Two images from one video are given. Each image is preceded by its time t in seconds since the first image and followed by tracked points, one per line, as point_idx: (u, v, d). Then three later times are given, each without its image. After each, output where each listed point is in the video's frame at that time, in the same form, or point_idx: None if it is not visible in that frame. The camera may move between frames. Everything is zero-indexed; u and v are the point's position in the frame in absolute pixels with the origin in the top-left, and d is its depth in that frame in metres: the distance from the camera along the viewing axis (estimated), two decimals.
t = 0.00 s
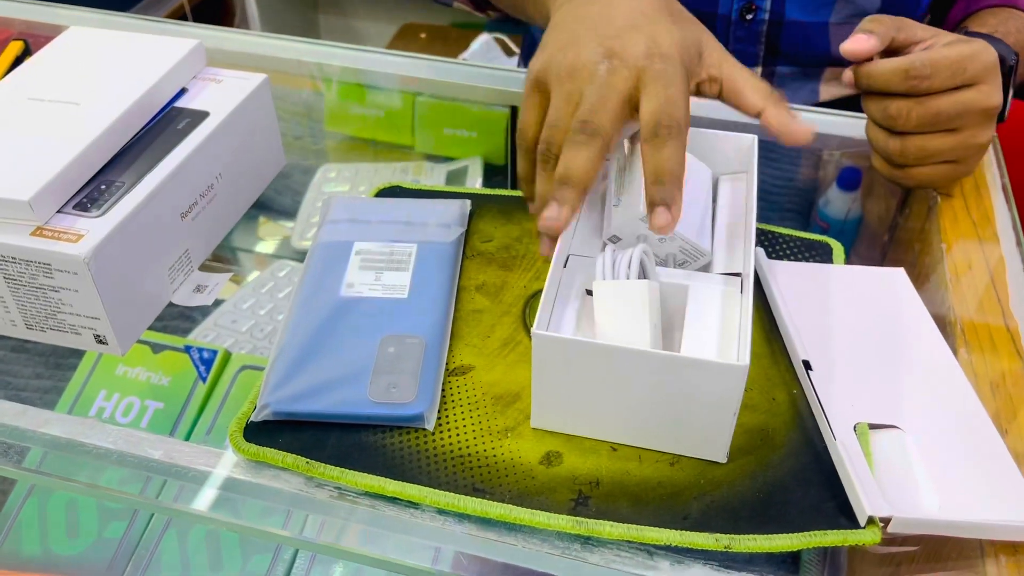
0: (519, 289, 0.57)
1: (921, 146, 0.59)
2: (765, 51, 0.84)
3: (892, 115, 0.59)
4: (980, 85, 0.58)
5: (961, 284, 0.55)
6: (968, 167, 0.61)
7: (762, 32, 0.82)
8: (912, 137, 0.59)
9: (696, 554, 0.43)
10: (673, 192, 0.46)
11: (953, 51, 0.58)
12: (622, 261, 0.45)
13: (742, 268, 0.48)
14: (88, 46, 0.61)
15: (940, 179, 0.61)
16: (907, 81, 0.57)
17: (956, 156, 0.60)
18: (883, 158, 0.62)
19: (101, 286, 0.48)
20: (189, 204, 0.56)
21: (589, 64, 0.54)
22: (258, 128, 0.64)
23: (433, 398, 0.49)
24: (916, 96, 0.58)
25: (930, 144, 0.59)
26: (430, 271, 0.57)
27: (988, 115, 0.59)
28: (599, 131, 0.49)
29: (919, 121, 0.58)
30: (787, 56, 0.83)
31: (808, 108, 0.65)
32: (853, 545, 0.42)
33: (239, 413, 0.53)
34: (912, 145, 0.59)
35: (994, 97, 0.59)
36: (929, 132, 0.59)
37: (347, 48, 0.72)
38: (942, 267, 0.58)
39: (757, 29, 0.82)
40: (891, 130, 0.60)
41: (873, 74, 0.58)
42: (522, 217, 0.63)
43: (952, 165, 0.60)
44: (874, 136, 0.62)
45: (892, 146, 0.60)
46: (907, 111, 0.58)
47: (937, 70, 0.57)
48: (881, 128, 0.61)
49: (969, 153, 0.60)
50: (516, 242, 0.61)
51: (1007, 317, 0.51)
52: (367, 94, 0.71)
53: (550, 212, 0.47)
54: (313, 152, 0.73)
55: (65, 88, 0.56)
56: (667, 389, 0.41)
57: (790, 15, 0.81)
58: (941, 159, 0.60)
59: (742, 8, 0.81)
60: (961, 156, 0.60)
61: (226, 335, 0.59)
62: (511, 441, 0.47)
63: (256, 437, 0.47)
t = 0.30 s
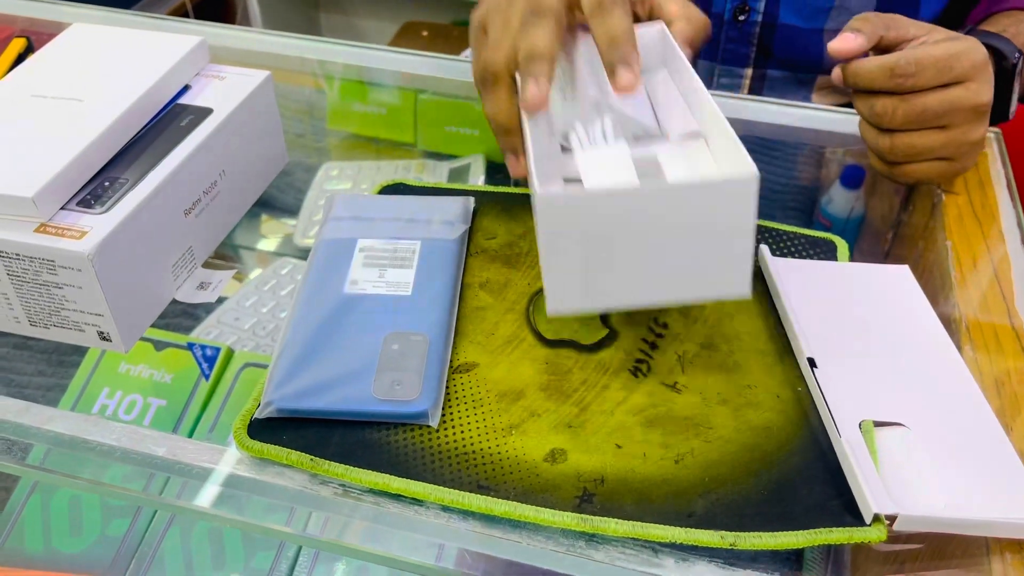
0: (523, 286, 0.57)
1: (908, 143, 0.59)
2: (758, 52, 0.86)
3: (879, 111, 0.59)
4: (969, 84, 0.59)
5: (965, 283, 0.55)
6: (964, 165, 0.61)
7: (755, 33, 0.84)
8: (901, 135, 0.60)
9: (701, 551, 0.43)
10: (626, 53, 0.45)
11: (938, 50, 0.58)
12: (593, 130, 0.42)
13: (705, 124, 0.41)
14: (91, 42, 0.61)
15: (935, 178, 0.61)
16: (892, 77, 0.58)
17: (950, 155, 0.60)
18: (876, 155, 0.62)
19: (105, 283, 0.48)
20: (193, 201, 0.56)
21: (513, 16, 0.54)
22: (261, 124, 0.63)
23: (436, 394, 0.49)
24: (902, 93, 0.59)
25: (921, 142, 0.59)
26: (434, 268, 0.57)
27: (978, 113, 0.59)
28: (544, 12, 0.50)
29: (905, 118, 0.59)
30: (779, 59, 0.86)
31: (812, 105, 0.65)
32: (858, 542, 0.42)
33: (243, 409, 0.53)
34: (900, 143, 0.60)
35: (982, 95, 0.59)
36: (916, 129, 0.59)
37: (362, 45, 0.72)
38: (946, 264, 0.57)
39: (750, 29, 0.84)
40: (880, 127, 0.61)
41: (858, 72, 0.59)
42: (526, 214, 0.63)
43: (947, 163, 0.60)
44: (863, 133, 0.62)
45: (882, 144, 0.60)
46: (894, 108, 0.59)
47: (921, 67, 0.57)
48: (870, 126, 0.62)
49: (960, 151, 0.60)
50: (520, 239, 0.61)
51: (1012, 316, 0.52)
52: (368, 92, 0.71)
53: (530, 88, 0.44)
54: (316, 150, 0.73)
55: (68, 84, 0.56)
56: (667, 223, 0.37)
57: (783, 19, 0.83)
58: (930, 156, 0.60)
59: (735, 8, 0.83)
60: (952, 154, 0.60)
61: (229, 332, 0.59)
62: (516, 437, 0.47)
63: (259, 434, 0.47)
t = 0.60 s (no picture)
0: (524, 285, 0.57)
1: (899, 151, 0.59)
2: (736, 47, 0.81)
3: (867, 120, 0.59)
4: (956, 86, 0.58)
5: (968, 283, 0.54)
6: (962, 164, 0.61)
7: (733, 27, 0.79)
8: (893, 142, 0.59)
9: (702, 553, 0.42)
10: None
11: (919, 56, 0.57)
12: None
13: None
14: (90, 41, 0.61)
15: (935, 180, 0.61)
16: (876, 88, 0.57)
17: (947, 156, 0.60)
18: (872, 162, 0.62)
19: (104, 283, 0.48)
20: (193, 200, 0.56)
21: None
22: (262, 123, 0.63)
23: (438, 394, 0.49)
24: (888, 102, 0.58)
25: (916, 148, 0.59)
26: (435, 268, 0.57)
27: (968, 113, 0.59)
28: None
29: (894, 126, 0.58)
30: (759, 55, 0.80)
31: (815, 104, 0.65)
32: (861, 544, 0.42)
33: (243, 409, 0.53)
34: (894, 151, 0.59)
35: (969, 96, 0.58)
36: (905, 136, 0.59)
37: (360, 45, 0.72)
38: (949, 263, 0.57)
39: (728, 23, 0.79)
40: (872, 136, 0.60)
41: (840, 84, 0.58)
42: (527, 214, 0.63)
43: (945, 164, 0.60)
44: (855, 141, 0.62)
45: (877, 152, 0.60)
46: (881, 117, 0.58)
47: (903, 76, 0.56)
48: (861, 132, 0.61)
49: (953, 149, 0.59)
50: (521, 238, 0.61)
51: (1016, 316, 0.52)
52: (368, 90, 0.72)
53: None
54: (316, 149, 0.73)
55: (68, 83, 0.56)
56: None
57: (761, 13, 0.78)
58: (923, 160, 0.60)
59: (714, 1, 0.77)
60: (946, 155, 0.60)
61: (229, 331, 0.60)
62: (517, 438, 0.46)
63: (260, 434, 0.47)
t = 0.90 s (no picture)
0: (529, 288, 0.57)
1: (891, 141, 0.58)
2: (674, 32, 0.79)
3: (854, 112, 0.58)
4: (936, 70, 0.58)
5: (969, 283, 0.54)
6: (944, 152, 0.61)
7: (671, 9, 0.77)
8: (885, 134, 0.58)
9: (707, 557, 0.43)
10: None
11: (899, 40, 0.57)
12: None
13: None
14: (94, 44, 0.61)
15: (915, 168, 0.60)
16: (861, 75, 0.56)
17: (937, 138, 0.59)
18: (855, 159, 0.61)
19: (109, 287, 0.48)
20: (198, 203, 0.56)
21: None
22: (266, 125, 0.63)
23: (443, 398, 0.49)
24: (874, 90, 0.57)
25: (903, 138, 0.58)
26: (440, 270, 0.57)
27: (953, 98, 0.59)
28: None
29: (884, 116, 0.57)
30: (699, 38, 0.79)
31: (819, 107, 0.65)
32: (865, 548, 0.42)
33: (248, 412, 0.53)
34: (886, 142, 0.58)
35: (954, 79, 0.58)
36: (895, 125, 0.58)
37: (365, 46, 0.72)
38: (953, 264, 0.56)
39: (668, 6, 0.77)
40: (858, 129, 0.59)
41: (825, 73, 0.56)
42: (531, 216, 0.63)
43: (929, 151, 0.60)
44: (840, 138, 0.61)
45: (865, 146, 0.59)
46: (870, 108, 0.57)
47: (890, 61, 0.56)
48: (844, 128, 0.60)
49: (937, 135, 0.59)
50: (526, 241, 0.61)
51: (1019, 317, 0.51)
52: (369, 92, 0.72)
53: None
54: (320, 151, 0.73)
55: (72, 87, 0.56)
56: None
57: None
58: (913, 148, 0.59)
59: None
60: (933, 141, 0.59)
61: (232, 333, 0.59)
62: (521, 442, 0.46)
63: (265, 438, 0.47)
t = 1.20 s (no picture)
0: (532, 291, 0.57)
1: (803, 91, 0.46)
2: (614, 15, 0.81)
3: (794, 109, 0.46)
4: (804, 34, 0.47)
5: (973, 285, 0.54)
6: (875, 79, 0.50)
7: None
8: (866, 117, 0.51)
9: (713, 561, 0.43)
10: None
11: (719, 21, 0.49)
12: None
13: None
14: (96, 46, 0.61)
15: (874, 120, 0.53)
16: (747, 104, 0.46)
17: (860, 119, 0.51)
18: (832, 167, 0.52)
19: (112, 290, 0.48)
20: (200, 205, 0.56)
21: None
22: (268, 127, 0.63)
23: (446, 401, 0.49)
24: (775, 103, 0.47)
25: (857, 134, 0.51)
26: (443, 273, 0.57)
27: (812, 26, 0.47)
28: None
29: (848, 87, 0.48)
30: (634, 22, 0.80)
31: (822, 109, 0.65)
32: (871, 553, 0.42)
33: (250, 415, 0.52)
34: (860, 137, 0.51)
35: (794, 12, 0.47)
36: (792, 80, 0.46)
37: (358, 46, 0.71)
38: (957, 265, 0.57)
39: None
40: (819, 142, 0.49)
41: (713, 121, 0.47)
42: (534, 218, 0.63)
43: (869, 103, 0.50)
44: (765, 126, 0.47)
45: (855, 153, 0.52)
46: (805, 96, 0.46)
47: (720, 38, 0.47)
48: (808, 148, 0.49)
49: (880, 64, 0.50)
50: (529, 243, 0.61)
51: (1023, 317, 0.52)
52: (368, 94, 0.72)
53: None
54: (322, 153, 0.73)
55: (74, 89, 0.56)
56: None
57: None
58: (828, 92, 0.47)
59: None
60: (848, 78, 0.48)
61: (234, 335, 0.59)
62: (525, 446, 0.46)
63: (268, 442, 0.47)
